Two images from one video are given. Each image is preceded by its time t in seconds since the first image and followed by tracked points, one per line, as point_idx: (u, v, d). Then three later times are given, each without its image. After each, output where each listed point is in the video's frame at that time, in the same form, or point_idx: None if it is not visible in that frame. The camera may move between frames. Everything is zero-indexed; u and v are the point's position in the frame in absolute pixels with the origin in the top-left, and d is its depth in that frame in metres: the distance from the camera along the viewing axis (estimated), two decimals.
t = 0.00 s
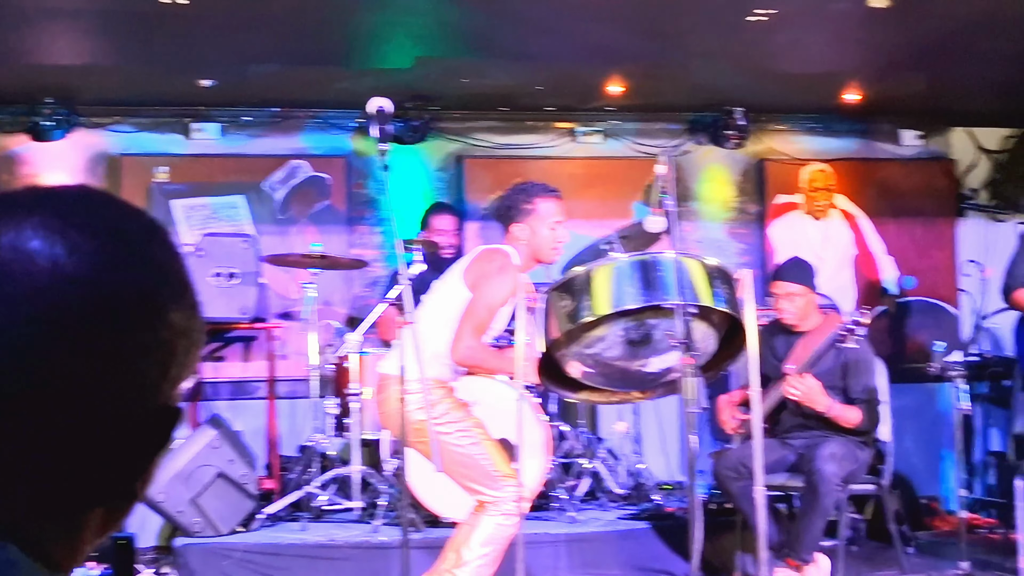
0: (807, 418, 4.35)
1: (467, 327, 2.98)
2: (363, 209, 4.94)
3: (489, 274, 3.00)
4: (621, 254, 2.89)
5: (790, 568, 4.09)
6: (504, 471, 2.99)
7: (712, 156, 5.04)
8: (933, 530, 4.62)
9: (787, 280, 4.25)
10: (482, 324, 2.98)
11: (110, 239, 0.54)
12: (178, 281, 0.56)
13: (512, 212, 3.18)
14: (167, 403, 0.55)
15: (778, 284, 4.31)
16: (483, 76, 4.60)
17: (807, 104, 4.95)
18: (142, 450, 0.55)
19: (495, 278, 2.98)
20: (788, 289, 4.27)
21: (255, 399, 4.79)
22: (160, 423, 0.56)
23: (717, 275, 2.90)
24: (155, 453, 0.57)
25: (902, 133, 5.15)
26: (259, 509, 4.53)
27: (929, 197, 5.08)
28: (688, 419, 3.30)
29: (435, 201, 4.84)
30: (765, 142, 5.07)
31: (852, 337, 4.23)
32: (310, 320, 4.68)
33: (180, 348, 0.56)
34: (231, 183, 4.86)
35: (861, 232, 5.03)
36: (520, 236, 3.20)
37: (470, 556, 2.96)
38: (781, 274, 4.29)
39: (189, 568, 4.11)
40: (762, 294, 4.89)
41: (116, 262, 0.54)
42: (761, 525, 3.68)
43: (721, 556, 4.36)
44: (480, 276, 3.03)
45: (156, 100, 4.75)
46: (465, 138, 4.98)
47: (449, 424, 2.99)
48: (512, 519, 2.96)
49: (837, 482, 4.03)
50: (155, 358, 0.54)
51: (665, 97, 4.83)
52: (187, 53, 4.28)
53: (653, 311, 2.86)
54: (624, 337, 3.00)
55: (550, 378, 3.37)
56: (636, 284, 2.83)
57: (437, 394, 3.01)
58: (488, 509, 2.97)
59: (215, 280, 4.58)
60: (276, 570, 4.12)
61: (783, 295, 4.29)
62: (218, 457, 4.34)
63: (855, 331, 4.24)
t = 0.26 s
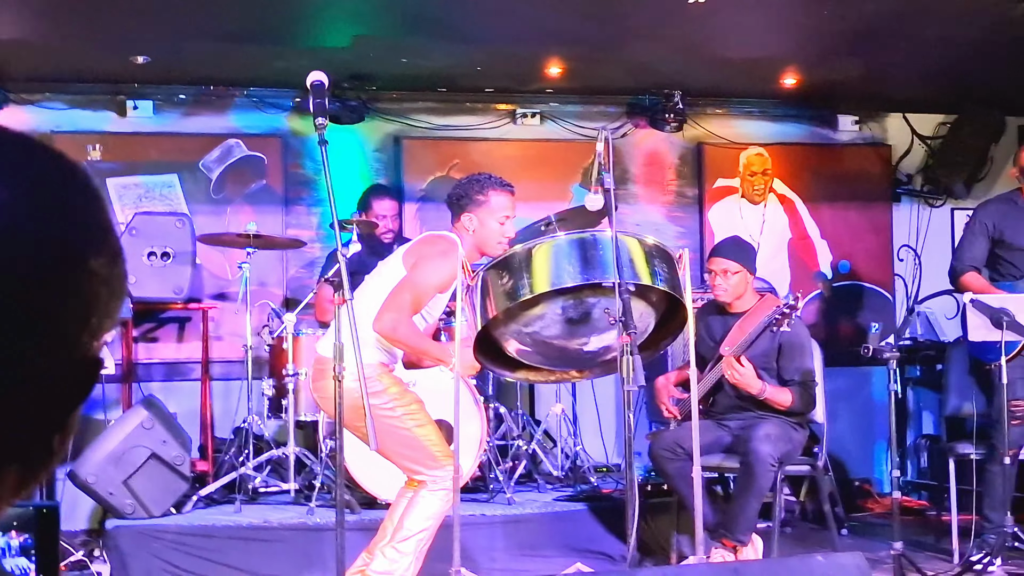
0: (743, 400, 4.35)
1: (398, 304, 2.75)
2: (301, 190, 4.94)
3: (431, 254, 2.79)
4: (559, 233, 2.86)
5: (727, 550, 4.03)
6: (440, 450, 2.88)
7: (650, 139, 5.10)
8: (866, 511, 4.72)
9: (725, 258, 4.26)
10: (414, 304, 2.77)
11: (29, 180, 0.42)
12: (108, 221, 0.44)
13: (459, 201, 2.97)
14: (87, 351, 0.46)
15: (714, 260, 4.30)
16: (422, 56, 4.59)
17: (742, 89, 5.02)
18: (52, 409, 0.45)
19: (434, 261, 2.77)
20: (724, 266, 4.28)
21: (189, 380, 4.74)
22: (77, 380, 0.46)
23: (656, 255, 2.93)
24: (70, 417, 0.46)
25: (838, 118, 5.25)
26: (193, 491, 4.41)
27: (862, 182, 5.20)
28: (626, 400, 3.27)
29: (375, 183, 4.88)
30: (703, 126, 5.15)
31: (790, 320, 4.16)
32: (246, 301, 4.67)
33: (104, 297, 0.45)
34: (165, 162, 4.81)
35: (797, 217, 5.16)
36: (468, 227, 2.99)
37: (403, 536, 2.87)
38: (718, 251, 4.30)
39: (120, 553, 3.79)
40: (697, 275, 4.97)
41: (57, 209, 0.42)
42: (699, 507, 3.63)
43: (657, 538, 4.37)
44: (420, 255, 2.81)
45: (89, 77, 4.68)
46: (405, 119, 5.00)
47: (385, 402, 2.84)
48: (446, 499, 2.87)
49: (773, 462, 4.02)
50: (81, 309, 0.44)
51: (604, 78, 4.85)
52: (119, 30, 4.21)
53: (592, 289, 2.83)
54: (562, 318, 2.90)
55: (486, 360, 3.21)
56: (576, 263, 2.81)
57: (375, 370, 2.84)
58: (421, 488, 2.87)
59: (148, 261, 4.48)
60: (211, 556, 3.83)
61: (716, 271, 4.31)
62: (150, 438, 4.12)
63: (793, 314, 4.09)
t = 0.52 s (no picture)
0: (723, 385, 4.35)
1: (392, 296, 2.77)
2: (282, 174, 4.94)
3: (415, 242, 2.78)
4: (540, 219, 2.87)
5: (705, 535, 4.06)
6: (410, 431, 2.85)
7: (632, 125, 5.12)
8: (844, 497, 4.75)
9: (708, 245, 4.21)
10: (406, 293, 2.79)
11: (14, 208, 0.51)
12: (77, 207, 0.54)
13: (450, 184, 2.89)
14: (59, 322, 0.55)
15: (697, 249, 4.26)
16: (403, 42, 4.58)
17: (723, 77, 5.04)
18: (29, 375, 0.55)
19: (420, 249, 2.77)
20: (707, 253, 4.25)
21: (168, 364, 4.73)
22: (50, 354, 0.55)
23: (635, 240, 2.90)
24: (43, 382, 0.56)
25: (819, 107, 5.28)
26: (171, 476, 4.44)
27: (842, 170, 5.23)
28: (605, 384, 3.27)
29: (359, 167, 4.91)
30: (684, 113, 5.17)
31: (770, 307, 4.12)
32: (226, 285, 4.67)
33: (74, 275, 0.54)
34: (145, 145, 4.79)
35: (777, 205, 5.18)
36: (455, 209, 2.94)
37: (373, 520, 2.82)
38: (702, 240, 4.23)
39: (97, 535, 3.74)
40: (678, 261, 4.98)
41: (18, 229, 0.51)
42: (677, 491, 3.64)
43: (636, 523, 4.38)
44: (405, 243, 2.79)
45: (68, 59, 4.66)
46: (386, 104, 5.00)
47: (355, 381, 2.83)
48: (416, 482, 2.83)
49: (752, 448, 3.99)
50: (49, 286, 0.53)
51: (586, 64, 4.86)
52: (97, 13, 4.19)
53: (571, 275, 2.83)
54: (542, 302, 2.91)
55: (468, 347, 3.21)
56: (555, 249, 2.80)
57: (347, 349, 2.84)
58: (391, 471, 2.83)
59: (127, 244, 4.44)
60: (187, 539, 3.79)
61: (700, 259, 4.29)
62: (129, 422, 4.05)
63: (773, 300, 4.10)
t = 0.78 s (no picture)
0: (715, 374, 4.35)
1: (378, 271, 2.70)
2: (276, 162, 4.94)
3: (401, 217, 2.75)
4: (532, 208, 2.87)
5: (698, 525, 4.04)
6: (403, 421, 2.88)
7: (627, 114, 5.12)
8: (838, 486, 4.76)
9: (701, 233, 4.20)
10: (394, 270, 2.73)
11: None
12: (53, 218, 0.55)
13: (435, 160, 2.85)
14: (29, 319, 0.69)
15: (689, 234, 4.23)
16: (397, 30, 4.57)
17: (719, 66, 5.02)
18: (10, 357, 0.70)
19: (407, 224, 2.73)
20: (699, 240, 4.23)
21: (163, 353, 4.74)
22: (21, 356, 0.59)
23: (627, 230, 2.93)
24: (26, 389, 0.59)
25: (815, 95, 5.26)
26: (166, 464, 4.45)
27: (838, 159, 5.22)
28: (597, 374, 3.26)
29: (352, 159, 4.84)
30: (679, 101, 5.16)
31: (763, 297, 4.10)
32: (221, 274, 4.68)
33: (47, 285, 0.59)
34: (139, 134, 4.79)
35: (773, 194, 5.17)
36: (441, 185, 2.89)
37: (369, 509, 2.83)
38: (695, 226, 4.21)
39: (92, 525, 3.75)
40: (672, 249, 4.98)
41: None
42: (669, 480, 3.66)
43: (630, 511, 4.40)
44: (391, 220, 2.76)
45: (61, 48, 4.65)
46: (380, 92, 5.00)
47: (352, 370, 2.84)
48: (411, 469, 2.86)
49: (744, 437, 4.00)
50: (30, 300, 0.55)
51: (581, 53, 4.84)
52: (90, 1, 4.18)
53: (562, 264, 2.83)
54: (533, 292, 2.91)
55: (461, 337, 3.23)
56: (547, 238, 2.81)
57: (343, 337, 2.84)
58: (386, 460, 2.85)
59: (122, 234, 4.47)
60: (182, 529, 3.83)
61: (691, 246, 4.25)
62: (123, 411, 4.10)
63: (766, 290, 4.05)
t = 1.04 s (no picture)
0: (717, 362, 4.36)
1: (363, 236, 2.69)
2: (277, 153, 4.93)
3: (390, 186, 2.75)
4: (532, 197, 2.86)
5: (701, 512, 4.04)
6: (399, 409, 2.87)
7: (628, 102, 5.11)
8: (842, 473, 4.76)
9: (699, 224, 4.19)
10: (379, 237, 2.72)
11: None
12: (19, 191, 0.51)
13: (425, 131, 2.85)
14: (23, 311, 0.89)
15: (687, 226, 4.22)
16: (397, 20, 4.56)
17: (719, 53, 5.00)
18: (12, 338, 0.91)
19: (396, 193, 2.73)
20: (698, 232, 4.21)
21: (165, 345, 4.74)
22: None
23: (627, 219, 2.92)
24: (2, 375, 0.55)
25: (816, 81, 5.25)
26: (169, 456, 4.46)
27: (840, 146, 5.21)
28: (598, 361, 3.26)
29: (354, 149, 4.80)
30: (680, 89, 5.15)
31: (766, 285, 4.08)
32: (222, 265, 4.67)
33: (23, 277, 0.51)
34: (140, 127, 4.79)
35: (774, 181, 5.17)
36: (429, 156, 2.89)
37: (366, 498, 2.83)
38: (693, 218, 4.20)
39: (96, 517, 3.74)
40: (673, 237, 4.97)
41: None
42: (672, 467, 3.67)
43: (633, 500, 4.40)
44: (380, 189, 2.76)
45: (61, 41, 4.64)
46: (380, 82, 5.00)
47: (353, 355, 2.82)
48: (407, 458, 2.87)
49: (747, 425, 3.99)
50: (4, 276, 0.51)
51: (582, 41, 4.83)
52: None
53: (562, 254, 2.83)
54: (533, 281, 2.91)
55: (461, 326, 3.24)
56: (546, 227, 2.80)
57: (346, 321, 2.82)
58: (382, 448, 2.85)
59: (123, 226, 4.46)
60: (186, 521, 3.82)
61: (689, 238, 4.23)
62: (126, 403, 4.10)
63: (769, 279, 3.99)
